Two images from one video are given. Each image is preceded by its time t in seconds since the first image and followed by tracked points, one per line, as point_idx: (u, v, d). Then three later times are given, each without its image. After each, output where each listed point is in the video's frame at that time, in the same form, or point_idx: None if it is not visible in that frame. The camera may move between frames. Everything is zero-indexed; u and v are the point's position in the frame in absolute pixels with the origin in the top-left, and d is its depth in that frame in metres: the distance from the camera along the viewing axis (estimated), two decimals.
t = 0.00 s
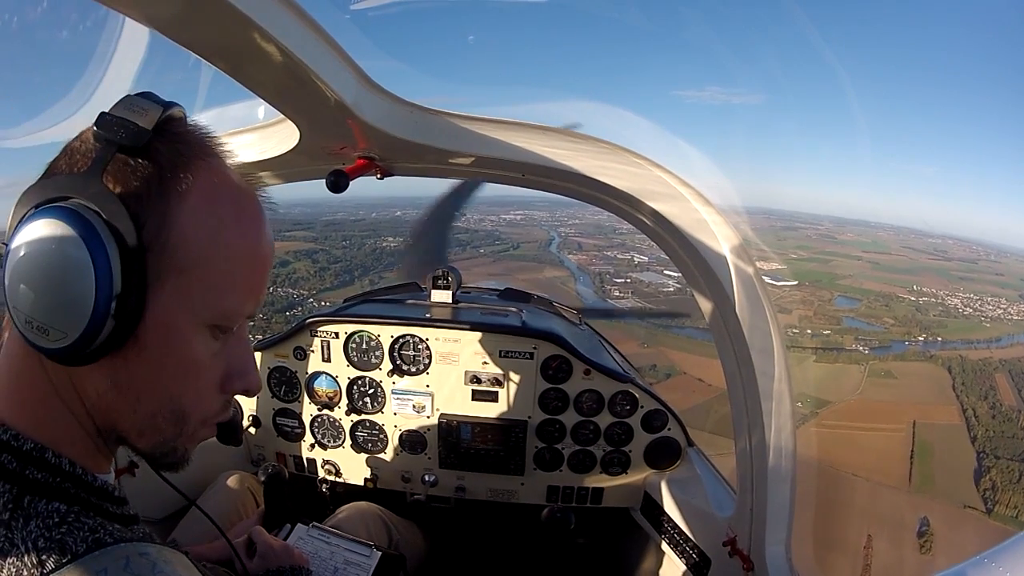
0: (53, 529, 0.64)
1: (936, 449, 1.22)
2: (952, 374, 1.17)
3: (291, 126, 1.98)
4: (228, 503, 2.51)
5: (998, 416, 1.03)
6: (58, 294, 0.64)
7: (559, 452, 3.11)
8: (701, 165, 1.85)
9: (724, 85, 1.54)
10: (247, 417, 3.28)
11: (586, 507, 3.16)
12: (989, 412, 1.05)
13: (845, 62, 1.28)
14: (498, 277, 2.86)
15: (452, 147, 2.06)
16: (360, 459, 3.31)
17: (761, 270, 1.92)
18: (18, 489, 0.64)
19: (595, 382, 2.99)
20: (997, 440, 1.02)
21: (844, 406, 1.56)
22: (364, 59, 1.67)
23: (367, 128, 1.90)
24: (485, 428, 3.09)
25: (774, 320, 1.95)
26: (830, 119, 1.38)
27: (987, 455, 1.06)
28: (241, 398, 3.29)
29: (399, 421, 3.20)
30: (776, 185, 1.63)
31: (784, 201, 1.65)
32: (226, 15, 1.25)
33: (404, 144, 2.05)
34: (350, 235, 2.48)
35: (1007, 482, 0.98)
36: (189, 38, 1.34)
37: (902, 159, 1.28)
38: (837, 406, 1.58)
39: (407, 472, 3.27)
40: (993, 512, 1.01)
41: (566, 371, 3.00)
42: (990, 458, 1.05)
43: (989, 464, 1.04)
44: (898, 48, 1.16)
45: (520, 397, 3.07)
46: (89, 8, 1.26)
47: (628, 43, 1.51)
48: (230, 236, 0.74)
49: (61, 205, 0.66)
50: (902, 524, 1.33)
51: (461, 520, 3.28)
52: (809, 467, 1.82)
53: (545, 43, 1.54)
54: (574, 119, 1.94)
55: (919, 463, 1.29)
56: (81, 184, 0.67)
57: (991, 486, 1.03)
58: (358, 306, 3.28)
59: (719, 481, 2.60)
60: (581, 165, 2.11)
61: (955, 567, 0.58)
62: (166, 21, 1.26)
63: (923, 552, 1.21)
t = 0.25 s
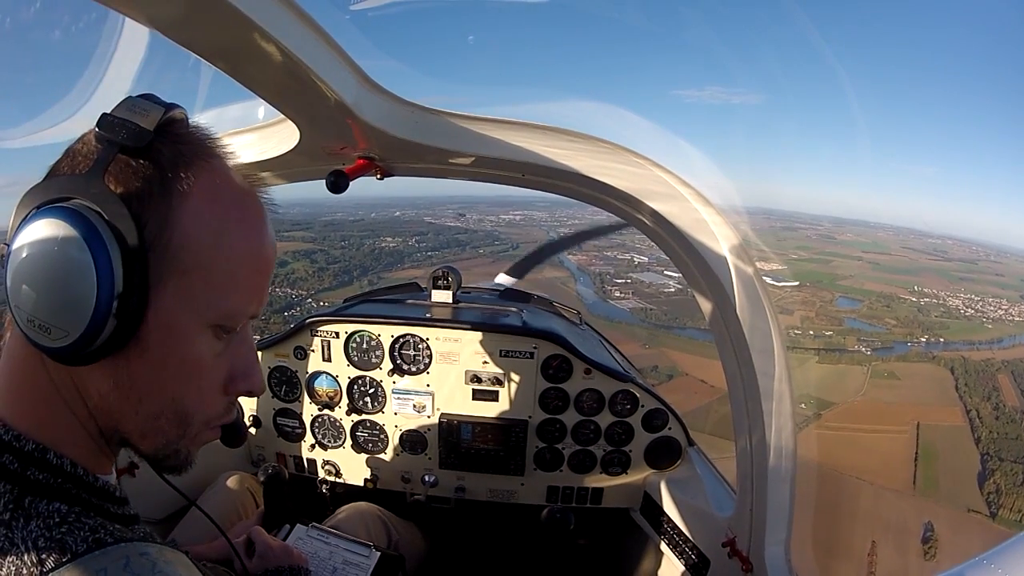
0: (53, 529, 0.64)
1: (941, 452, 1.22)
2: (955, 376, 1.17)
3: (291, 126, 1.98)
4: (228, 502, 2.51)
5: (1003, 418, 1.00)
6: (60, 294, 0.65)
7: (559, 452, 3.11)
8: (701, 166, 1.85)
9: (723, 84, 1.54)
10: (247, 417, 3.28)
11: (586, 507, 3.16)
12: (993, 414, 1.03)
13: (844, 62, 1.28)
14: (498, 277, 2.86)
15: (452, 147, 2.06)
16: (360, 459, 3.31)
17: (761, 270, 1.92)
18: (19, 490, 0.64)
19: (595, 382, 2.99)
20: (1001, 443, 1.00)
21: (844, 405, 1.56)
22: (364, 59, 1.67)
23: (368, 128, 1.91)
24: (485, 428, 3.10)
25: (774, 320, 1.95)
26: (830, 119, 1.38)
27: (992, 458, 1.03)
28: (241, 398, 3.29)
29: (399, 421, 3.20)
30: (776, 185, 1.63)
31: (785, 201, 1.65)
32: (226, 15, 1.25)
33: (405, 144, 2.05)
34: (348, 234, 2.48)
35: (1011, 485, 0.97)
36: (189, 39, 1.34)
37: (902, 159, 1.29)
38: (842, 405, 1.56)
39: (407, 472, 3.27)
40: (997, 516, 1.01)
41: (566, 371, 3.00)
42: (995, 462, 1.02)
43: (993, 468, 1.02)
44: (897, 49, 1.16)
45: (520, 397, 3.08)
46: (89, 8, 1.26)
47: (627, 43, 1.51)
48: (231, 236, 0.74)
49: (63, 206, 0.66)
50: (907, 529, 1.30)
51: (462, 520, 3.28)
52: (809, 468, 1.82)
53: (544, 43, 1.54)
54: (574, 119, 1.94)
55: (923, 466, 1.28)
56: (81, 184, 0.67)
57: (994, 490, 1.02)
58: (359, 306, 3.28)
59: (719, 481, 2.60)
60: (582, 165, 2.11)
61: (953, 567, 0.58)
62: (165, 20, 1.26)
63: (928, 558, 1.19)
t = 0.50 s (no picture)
0: (53, 528, 0.64)
1: (943, 455, 1.21)
2: (956, 378, 1.17)
3: (291, 126, 1.98)
4: (227, 502, 2.51)
5: (1003, 421, 1.01)
6: (59, 294, 0.65)
7: (559, 452, 3.11)
8: (701, 166, 1.85)
9: (724, 85, 1.54)
10: (247, 417, 3.28)
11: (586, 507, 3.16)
12: (992, 417, 1.05)
13: (845, 62, 1.28)
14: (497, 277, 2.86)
15: (452, 147, 2.06)
16: (360, 458, 3.31)
17: (761, 270, 1.92)
18: (19, 489, 0.64)
19: (595, 382, 2.99)
20: (1003, 447, 1.02)
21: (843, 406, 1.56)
22: (364, 59, 1.67)
23: (368, 128, 1.91)
24: (485, 428, 3.09)
25: (774, 320, 1.95)
26: (830, 120, 1.38)
27: (993, 462, 1.06)
28: (241, 398, 3.28)
29: (399, 421, 3.20)
30: (776, 185, 1.63)
31: (785, 201, 1.65)
32: (226, 15, 1.25)
33: (405, 144, 2.05)
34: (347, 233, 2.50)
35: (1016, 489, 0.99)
36: (190, 39, 1.34)
37: (902, 159, 1.29)
38: (845, 409, 1.55)
39: (407, 472, 3.27)
40: (1000, 519, 1.03)
41: (566, 371, 3.00)
42: (996, 465, 1.05)
43: (995, 470, 1.05)
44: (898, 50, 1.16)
45: (520, 397, 3.07)
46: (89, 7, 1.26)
47: (628, 43, 1.51)
48: (231, 235, 0.74)
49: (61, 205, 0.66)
50: (913, 534, 1.29)
51: (461, 520, 3.28)
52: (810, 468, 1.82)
53: (545, 44, 1.54)
54: (574, 119, 1.94)
55: (926, 470, 1.27)
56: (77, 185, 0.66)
57: (998, 494, 1.04)
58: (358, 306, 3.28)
59: (719, 481, 2.60)
60: (582, 165, 2.11)
61: (954, 568, 0.58)
62: (166, 20, 1.26)
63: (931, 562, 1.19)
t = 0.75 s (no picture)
0: (53, 528, 0.64)
1: (947, 456, 1.21)
2: (959, 377, 1.16)
3: (291, 126, 1.98)
4: (228, 503, 2.51)
5: (1006, 421, 1.01)
6: (56, 293, 0.65)
7: (559, 452, 3.11)
8: (701, 166, 1.85)
9: (723, 84, 1.54)
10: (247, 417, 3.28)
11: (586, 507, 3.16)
12: (997, 417, 1.03)
13: (844, 62, 1.28)
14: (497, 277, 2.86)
15: (452, 147, 2.06)
16: (360, 459, 3.31)
17: (761, 270, 1.92)
18: (19, 489, 0.64)
19: (595, 382, 2.99)
20: (1009, 448, 1.00)
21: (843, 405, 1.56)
22: (364, 59, 1.67)
23: (367, 128, 1.91)
24: (486, 428, 3.09)
25: (774, 320, 1.95)
26: (829, 119, 1.38)
27: (998, 463, 1.04)
28: (241, 398, 3.28)
29: (399, 421, 3.20)
30: (775, 185, 1.63)
31: (785, 201, 1.65)
32: (226, 15, 1.25)
33: (404, 144, 2.05)
34: (346, 233, 2.49)
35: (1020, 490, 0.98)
36: (189, 39, 1.34)
37: (902, 159, 1.29)
38: (848, 410, 1.53)
39: (407, 472, 3.27)
40: (1005, 522, 1.01)
41: (566, 371, 3.00)
42: (1001, 466, 1.03)
43: (1000, 472, 1.03)
44: (896, 50, 1.16)
45: (520, 397, 3.07)
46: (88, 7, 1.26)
47: (627, 43, 1.51)
48: (227, 231, 0.74)
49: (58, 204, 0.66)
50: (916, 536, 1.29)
51: (462, 520, 3.28)
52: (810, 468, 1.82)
53: (544, 43, 1.55)
54: (574, 119, 1.94)
55: (931, 474, 1.26)
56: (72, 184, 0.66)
57: (1003, 495, 1.03)
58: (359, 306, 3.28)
59: (719, 481, 2.60)
60: (582, 164, 2.11)
61: (954, 567, 0.58)
62: (166, 20, 1.26)
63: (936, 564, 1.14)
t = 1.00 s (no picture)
0: (52, 528, 0.64)
1: (950, 460, 1.21)
2: (961, 380, 1.15)
3: (291, 126, 1.98)
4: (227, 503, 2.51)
5: (1011, 425, 1.01)
6: (54, 293, 0.65)
7: (559, 452, 3.11)
8: (700, 166, 1.85)
9: (724, 84, 1.54)
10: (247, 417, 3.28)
11: (586, 507, 3.16)
12: (1000, 422, 1.05)
13: (843, 63, 1.28)
14: (497, 277, 2.86)
15: (452, 147, 2.06)
16: (360, 458, 3.31)
17: (761, 271, 1.92)
18: (19, 489, 0.65)
19: (595, 382, 2.99)
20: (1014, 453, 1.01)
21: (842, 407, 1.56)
22: (364, 59, 1.67)
23: (367, 128, 1.91)
24: (485, 428, 3.09)
25: (773, 320, 1.95)
26: (829, 120, 1.38)
27: (1002, 467, 1.05)
28: (241, 398, 3.28)
29: (399, 421, 3.20)
30: (776, 185, 1.63)
31: (785, 202, 1.65)
32: (226, 15, 1.25)
33: (404, 144, 2.05)
34: (346, 232, 2.50)
35: None
36: (189, 39, 1.34)
37: (903, 159, 1.29)
38: (850, 414, 1.52)
39: (407, 472, 3.27)
40: (1008, 527, 1.00)
41: (566, 371, 3.00)
42: (1004, 471, 1.04)
43: (1004, 477, 1.04)
44: (896, 52, 1.16)
45: (520, 397, 3.07)
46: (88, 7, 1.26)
47: (628, 43, 1.51)
48: (221, 226, 0.74)
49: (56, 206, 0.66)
50: (920, 541, 1.27)
51: (461, 520, 3.28)
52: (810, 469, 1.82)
53: (544, 43, 1.55)
54: (574, 119, 1.94)
55: (935, 477, 1.26)
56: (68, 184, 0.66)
57: (1006, 500, 1.03)
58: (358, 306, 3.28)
59: (719, 481, 2.60)
60: (581, 165, 2.11)
61: (953, 568, 0.58)
62: (165, 20, 1.26)
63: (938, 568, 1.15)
